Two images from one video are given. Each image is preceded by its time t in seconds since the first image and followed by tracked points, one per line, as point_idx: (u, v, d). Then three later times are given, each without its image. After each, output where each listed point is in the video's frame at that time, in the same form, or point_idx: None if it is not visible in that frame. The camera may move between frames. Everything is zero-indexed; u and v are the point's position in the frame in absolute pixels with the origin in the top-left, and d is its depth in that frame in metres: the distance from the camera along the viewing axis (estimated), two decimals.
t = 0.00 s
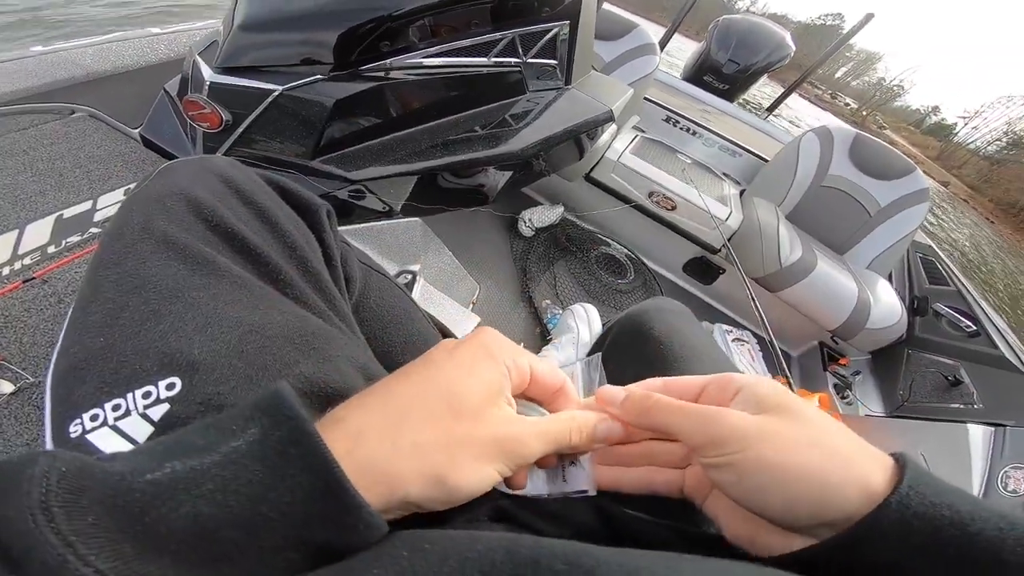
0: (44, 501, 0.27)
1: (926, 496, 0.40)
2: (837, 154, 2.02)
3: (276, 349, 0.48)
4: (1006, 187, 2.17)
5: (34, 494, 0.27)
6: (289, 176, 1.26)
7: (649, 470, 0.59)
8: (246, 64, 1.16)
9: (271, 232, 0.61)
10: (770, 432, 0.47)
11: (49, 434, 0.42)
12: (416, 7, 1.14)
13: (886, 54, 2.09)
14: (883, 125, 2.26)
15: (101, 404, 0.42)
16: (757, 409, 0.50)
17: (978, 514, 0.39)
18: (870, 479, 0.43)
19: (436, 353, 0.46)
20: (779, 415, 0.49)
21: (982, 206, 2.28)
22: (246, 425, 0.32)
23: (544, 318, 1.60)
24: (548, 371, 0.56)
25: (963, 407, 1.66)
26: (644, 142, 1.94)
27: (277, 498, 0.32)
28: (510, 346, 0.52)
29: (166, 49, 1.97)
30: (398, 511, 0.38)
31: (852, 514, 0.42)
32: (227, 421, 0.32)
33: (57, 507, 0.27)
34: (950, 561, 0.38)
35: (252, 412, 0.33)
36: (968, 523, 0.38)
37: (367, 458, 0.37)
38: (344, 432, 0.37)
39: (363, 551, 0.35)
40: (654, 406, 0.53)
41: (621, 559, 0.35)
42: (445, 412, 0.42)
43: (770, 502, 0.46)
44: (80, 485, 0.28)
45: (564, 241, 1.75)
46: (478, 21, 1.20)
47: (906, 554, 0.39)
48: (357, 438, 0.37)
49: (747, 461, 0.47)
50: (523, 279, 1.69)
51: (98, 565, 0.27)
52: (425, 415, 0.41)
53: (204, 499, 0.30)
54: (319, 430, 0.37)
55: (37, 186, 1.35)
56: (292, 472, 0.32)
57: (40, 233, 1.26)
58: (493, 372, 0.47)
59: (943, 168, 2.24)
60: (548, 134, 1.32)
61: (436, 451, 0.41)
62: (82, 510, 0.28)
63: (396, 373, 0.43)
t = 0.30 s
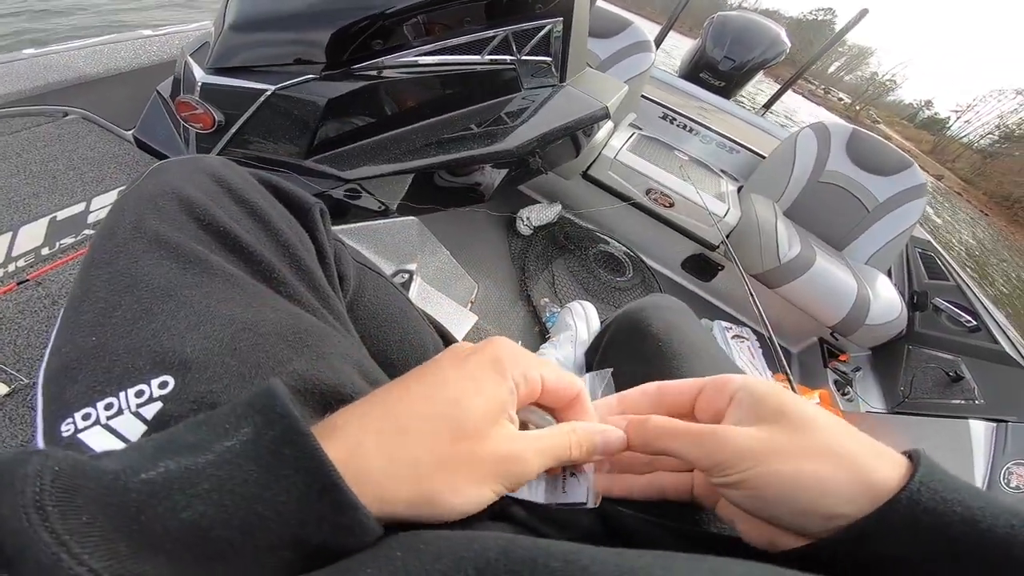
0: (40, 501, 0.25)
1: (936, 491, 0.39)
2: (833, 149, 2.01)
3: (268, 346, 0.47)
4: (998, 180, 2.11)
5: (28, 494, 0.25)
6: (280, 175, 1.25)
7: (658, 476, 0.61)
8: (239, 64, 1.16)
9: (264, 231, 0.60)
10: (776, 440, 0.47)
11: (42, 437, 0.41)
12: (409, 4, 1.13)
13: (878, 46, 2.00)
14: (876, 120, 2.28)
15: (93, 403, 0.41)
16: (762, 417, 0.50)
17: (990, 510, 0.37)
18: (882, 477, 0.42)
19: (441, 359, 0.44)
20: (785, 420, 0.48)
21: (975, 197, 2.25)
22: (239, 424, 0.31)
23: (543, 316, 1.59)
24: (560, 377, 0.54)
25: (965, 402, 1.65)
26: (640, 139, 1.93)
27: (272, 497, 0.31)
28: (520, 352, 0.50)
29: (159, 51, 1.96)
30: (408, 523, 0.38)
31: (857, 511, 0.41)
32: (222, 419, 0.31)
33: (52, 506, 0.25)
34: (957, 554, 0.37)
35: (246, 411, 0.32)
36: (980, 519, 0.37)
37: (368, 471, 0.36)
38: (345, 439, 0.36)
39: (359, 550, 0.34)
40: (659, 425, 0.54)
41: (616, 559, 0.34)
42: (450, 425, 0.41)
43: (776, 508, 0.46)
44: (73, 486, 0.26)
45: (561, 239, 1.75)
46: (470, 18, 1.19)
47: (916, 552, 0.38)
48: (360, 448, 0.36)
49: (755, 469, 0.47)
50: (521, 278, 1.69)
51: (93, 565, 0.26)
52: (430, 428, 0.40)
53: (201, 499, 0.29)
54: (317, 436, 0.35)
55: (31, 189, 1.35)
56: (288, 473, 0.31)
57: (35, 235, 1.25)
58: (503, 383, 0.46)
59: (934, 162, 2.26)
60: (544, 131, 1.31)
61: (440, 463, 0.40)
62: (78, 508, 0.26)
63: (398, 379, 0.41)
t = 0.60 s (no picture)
0: (48, 507, 0.26)
1: (942, 499, 0.39)
2: (831, 151, 2.02)
3: (266, 346, 0.47)
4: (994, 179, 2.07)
5: (38, 501, 0.25)
6: (279, 176, 1.24)
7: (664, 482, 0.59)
8: (238, 65, 1.16)
9: (263, 232, 0.60)
10: (784, 452, 0.47)
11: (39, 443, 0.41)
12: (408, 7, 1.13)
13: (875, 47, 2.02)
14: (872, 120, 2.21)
15: (91, 403, 0.42)
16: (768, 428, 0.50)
17: (995, 517, 0.38)
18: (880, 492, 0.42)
19: (458, 374, 0.42)
20: (790, 429, 0.48)
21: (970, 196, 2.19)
22: (248, 436, 0.31)
23: (542, 318, 1.59)
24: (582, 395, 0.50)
25: (963, 403, 1.65)
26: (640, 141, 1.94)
27: (280, 508, 0.31)
28: (543, 369, 0.46)
29: (158, 52, 1.96)
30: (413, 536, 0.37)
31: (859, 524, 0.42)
32: (230, 430, 0.31)
33: (62, 512, 0.26)
34: (965, 552, 0.37)
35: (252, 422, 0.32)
36: (984, 525, 0.38)
37: (378, 491, 0.35)
38: (354, 458, 0.35)
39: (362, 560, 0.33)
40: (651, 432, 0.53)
41: (607, 564, 0.34)
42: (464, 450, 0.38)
43: (781, 518, 0.46)
44: (81, 493, 0.27)
45: (560, 241, 1.76)
46: (469, 20, 1.20)
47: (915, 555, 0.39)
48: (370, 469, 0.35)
49: (755, 478, 0.47)
50: (520, 280, 1.68)
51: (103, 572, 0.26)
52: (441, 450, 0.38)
53: (210, 509, 0.29)
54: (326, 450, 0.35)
55: (30, 190, 1.34)
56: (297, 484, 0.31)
57: (33, 235, 1.24)
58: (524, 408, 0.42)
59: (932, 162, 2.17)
60: (543, 133, 1.31)
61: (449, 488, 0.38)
62: (86, 516, 0.26)
63: (411, 394, 0.40)
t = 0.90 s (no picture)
0: (76, 534, 0.26)
1: (896, 518, 0.40)
2: (829, 151, 2.02)
3: (265, 346, 0.47)
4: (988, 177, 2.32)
5: (65, 527, 0.26)
6: (279, 176, 1.24)
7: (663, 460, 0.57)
8: (236, 66, 1.16)
9: (262, 233, 0.59)
10: (768, 461, 0.45)
11: (40, 464, 0.40)
12: (405, 6, 1.13)
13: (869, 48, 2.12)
14: (868, 118, 2.42)
15: (91, 404, 0.41)
16: (758, 432, 0.48)
17: (947, 535, 0.39)
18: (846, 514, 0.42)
19: (460, 368, 0.41)
20: (789, 434, 0.47)
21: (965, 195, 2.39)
22: (272, 460, 0.31)
23: (541, 317, 1.59)
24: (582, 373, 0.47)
25: (962, 403, 1.65)
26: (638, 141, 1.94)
27: (311, 534, 0.30)
28: (545, 355, 0.44)
29: (157, 52, 1.97)
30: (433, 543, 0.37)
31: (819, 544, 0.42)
32: (253, 455, 0.31)
33: (89, 539, 0.26)
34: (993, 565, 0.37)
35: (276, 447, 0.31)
36: (937, 543, 0.39)
37: (398, 503, 0.35)
38: (374, 472, 0.34)
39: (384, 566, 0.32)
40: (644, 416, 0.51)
41: (611, 562, 0.34)
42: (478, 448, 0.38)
43: (738, 521, 0.46)
44: (109, 516, 0.27)
45: (558, 241, 1.76)
46: (468, 21, 1.21)
47: None
48: (393, 480, 0.35)
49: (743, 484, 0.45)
50: (520, 280, 1.68)
51: None
52: (456, 451, 0.37)
53: (239, 534, 0.29)
54: (343, 465, 0.34)
55: (27, 190, 1.34)
56: (325, 509, 0.31)
57: (31, 236, 1.24)
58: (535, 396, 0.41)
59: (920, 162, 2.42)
60: (543, 133, 1.31)
61: (468, 490, 0.37)
62: (113, 543, 0.26)
63: (407, 397, 0.39)
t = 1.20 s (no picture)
0: (101, 560, 0.27)
1: (870, 520, 0.41)
2: (836, 154, 2.01)
3: (272, 343, 0.48)
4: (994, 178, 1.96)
5: (89, 553, 0.27)
6: (286, 175, 1.25)
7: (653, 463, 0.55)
8: (245, 64, 1.17)
9: (269, 231, 0.60)
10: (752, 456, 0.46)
11: (50, 466, 0.41)
12: (416, 7, 1.14)
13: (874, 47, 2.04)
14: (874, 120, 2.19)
15: (99, 399, 0.42)
16: (746, 428, 0.49)
17: (920, 537, 0.40)
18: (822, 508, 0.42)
19: (483, 379, 0.41)
20: (779, 438, 0.47)
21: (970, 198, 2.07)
22: (297, 480, 0.32)
23: (544, 318, 1.59)
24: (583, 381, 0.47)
25: (966, 408, 1.63)
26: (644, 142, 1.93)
27: (340, 558, 0.31)
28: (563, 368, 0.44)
29: (167, 48, 1.98)
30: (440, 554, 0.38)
31: (795, 540, 0.42)
32: (278, 475, 0.32)
33: (115, 564, 0.27)
34: None
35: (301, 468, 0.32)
36: (910, 546, 0.39)
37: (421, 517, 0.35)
38: (404, 492, 0.35)
39: None
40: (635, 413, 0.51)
41: (610, 558, 0.34)
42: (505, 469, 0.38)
43: (719, 516, 0.46)
44: (132, 538, 0.28)
45: (563, 242, 1.76)
46: (475, 20, 1.21)
47: None
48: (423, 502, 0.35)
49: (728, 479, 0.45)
50: (524, 281, 1.68)
51: None
52: (483, 471, 0.38)
53: (270, 557, 0.30)
54: (369, 485, 0.34)
55: (38, 185, 1.36)
56: (355, 535, 0.32)
57: (40, 233, 1.25)
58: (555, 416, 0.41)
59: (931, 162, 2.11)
60: (549, 134, 1.31)
61: (487, 505, 0.38)
62: (139, 565, 0.27)
63: (429, 408, 0.38)
